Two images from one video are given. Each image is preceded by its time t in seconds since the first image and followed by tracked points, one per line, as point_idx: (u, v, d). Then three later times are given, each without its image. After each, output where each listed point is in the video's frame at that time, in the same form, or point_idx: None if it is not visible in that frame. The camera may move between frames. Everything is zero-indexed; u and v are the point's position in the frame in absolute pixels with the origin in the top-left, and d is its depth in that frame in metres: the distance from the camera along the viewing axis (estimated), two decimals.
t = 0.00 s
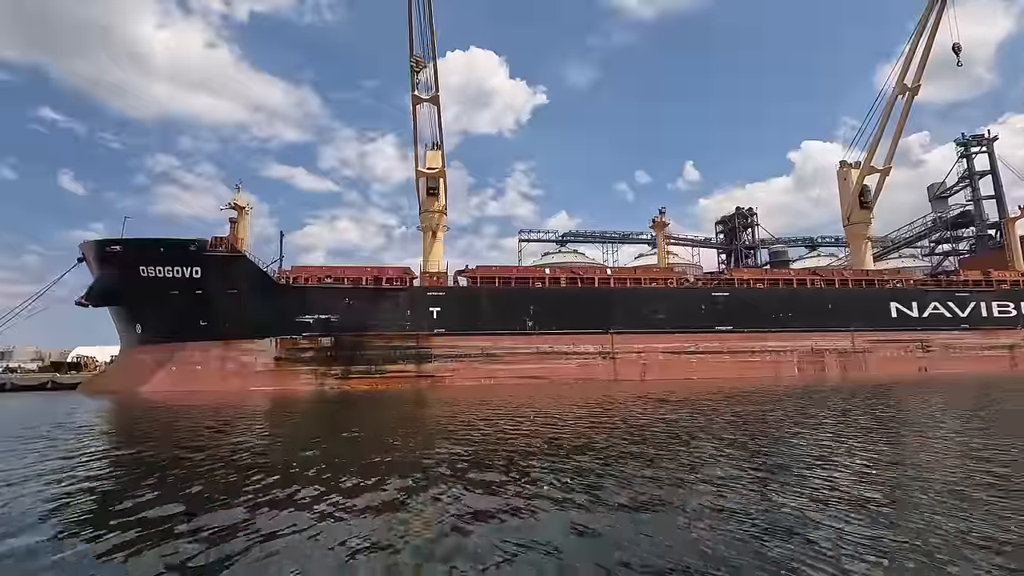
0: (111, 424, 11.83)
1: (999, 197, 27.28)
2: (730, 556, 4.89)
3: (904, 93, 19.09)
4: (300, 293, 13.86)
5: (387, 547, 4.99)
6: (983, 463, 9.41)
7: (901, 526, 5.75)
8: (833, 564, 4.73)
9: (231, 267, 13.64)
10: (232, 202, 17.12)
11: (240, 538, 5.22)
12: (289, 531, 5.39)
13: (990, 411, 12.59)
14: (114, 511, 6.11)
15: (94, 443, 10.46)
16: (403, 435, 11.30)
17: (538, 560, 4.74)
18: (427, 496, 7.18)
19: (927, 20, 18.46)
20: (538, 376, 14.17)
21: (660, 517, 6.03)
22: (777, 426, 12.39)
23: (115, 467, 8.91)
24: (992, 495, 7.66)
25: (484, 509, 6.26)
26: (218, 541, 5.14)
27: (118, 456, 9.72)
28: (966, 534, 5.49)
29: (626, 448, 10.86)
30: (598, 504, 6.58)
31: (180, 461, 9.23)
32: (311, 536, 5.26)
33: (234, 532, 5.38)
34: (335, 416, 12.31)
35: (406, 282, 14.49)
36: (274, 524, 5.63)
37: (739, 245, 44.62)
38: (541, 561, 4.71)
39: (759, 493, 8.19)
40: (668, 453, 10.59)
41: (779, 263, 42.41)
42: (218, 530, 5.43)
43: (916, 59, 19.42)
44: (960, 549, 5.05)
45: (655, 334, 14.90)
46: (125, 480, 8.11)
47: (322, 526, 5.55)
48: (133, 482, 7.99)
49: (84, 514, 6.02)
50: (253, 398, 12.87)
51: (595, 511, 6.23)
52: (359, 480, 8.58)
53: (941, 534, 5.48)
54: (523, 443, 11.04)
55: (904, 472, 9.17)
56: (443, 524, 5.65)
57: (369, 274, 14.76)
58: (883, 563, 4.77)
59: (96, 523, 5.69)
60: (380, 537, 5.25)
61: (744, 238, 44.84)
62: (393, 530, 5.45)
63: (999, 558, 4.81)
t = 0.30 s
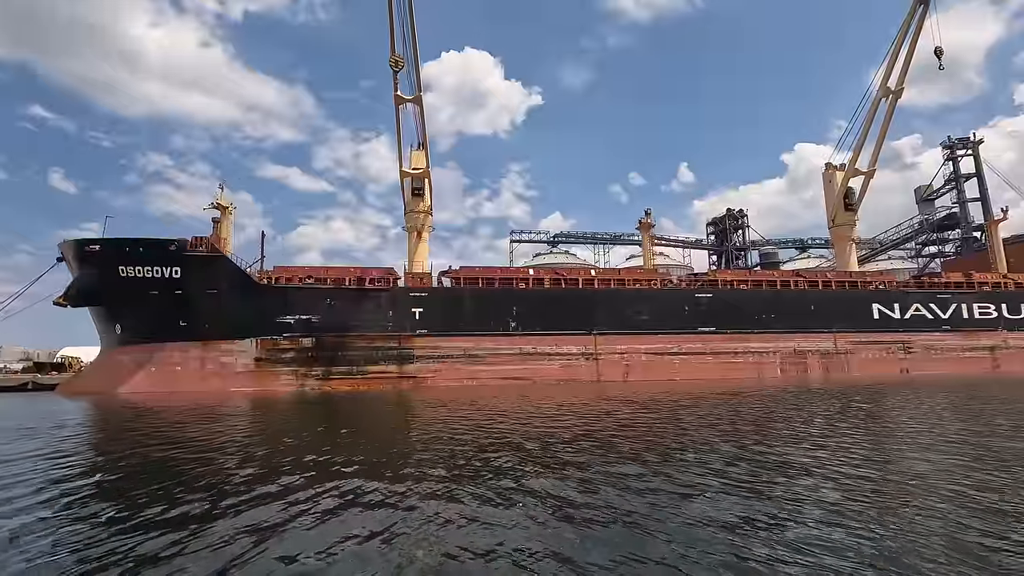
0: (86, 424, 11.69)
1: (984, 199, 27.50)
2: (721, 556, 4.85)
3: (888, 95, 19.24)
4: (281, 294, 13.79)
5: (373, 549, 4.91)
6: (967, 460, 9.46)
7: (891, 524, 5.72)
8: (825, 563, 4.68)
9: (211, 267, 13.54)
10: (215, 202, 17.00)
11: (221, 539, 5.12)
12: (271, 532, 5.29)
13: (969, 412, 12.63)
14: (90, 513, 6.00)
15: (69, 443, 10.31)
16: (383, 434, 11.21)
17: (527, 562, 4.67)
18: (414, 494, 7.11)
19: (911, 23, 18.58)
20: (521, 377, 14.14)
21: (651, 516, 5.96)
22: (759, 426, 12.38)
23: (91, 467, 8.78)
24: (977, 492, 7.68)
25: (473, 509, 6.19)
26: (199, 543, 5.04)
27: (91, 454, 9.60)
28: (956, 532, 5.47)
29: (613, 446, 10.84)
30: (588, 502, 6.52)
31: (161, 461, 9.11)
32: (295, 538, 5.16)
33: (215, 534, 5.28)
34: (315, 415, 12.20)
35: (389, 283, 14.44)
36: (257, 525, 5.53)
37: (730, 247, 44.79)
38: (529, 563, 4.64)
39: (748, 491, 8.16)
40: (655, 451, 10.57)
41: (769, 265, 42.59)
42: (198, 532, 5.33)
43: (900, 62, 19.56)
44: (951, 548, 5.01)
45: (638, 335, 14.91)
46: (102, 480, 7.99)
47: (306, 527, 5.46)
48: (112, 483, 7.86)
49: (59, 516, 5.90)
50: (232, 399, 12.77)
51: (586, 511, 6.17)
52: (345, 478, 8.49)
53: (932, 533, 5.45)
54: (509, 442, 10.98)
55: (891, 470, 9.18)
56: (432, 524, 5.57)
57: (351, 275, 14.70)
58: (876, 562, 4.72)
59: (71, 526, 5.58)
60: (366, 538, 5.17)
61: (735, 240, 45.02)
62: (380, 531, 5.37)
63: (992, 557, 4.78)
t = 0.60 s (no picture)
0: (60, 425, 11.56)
1: (969, 202, 27.75)
2: (702, 556, 4.84)
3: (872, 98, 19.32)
4: (261, 295, 13.69)
5: (352, 552, 4.86)
6: (951, 461, 9.52)
7: (879, 525, 5.72)
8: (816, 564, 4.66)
9: (190, 267, 13.42)
10: (197, 201, 16.85)
11: (204, 544, 5.03)
12: (256, 538, 5.21)
13: (947, 413, 12.72)
14: (64, 517, 5.92)
15: (41, 444, 10.19)
16: (364, 437, 11.13)
17: (514, 565, 4.62)
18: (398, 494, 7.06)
19: (894, 25, 18.67)
20: (503, 379, 14.12)
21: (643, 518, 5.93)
22: (740, 426, 12.38)
23: (67, 468, 8.67)
24: (962, 490, 7.72)
25: (456, 510, 6.15)
26: (174, 548, 4.97)
27: (63, 455, 9.50)
28: (944, 532, 5.48)
29: (601, 448, 10.83)
30: (577, 504, 6.49)
31: (142, 462, 9.00)
32: (280, 543, 5.09)
33: (198, 539, 5.19)
34: (293, 416, 12.12)
35: (371, 284, 14.38)
36: (241, 529, 5.44)
37: (720, 249, 44.97)
38: (517, 567, 4.59)
39: (737, 492, 8.15)
40: (641, 452, 10.56)
41: (759, 267, 42.78)
42: (178, 536, 5.24)
43: (884, 65, 19.65)
44: (940, 548, 5.01)
45: (620, 337, 14.91)
46: (79, 482, 7.89)
47: (292, 531, 5.39)
48: (90, 484, 7.77)
49: (28, 520, 5.83)
50: (210, 401, 12.67)
51: (577, 513, 6.13)
52: (332, 480, 8.40)
53: (919, 533, 5.46)
54: (495, 444, 10.93)
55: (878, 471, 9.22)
56: (422, 529, 5.51)
57: (333, 275, 14.62)
58: (865, 563, 4.71)
59: (48, 531, 5.48)
60: (347, 542, 5.12)
61: (725, 242, 45.18)
62: (361, 534, 5.33)
63: (979, 557, 4.78)
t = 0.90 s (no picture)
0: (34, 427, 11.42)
1: (952, 205, 28.01)
2: (661, 556, 4.83)
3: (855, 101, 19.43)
4: (240, 296, 13.59)
5: (309, 556, 4.82)
6: (934, 458, 9.55)
7: (860, 526, 5.69)
8: (802, 568, 4.62)
9: (167, 268, 13.28)
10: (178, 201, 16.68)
11: (174, 552, 4.94)
12: (228, 543, 5.12)
13: (925, 414, 12.80)
14: (25, 521, 5.85)
15: (11, 446, 10.06)
16: (343, 433, 11.09)
17: (503, 570, 4.55)
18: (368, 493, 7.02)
19: (877, 29, 18.76)
20: (484, 380, 14.12)
21: (630, 518, 5.90)
22: (723, 424, 12.39)
23: (41, 470, 8.57)
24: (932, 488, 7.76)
25: (424, 510, 6.12)
26: (132, 553, 4.93)
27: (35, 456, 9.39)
28: (924, 532, 5.45)
29: (590, 444, 10.83)
30: (565, 503, 6.45)
31: (123, 463, 8.92)
32: (253, 548, 5.01)
33: (164, 545, 5.12)
34: (272, 416, 12.03)
35: (351, 285, 14.31)
36: (223, 535, 5.35)
37: (710, 251, 45.16)
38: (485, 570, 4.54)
39: (724, 488, 8.16)
40: (631, 449, 10.55)
41: (748, 268, 42.97)
42: (156, 543, 5.15)
43: (867, 68, 19.75)
44: (899, 549, 5.01)
45: (602, 338, 14.91)
46: (52, 484, 7.78)
47: (272, 536, 5.30)
48: (59, 487, 7.70)
49: None
50: (187, 402, 12.58)
51: (554, 513, 6.08)
52: (320, 479, 8.33)
53: (898, 533, 5.43)
54: (480, 442, 10.88)
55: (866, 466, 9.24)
56: (393, 532, 5.44)
57: (314, 276, 14.53)
58: (853, 565, 4.67)
59: (21, 537, 5.37)
60: (306, 544, 5.09)
61: (715, 244, 45.37)
62: (323, 536, 5.30)
63: (964, 560, 4.75)
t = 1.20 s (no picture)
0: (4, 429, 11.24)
1: (936, 208, 28.29)
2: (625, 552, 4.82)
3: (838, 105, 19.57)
4: (218, 298, 13.47)
5: (270, 555, 4.77)
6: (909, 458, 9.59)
7: (828, 522, 5.70)
8: (781, 565, 4.61)
9: (145, 269, 13.14)
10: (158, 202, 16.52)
11: (134, 552, 4.89)
12: (190, 543, 5.06)
13: (902, 416, 12.87)
14: None
15: None
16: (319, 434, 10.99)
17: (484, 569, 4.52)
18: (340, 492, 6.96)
19: (858, 34, 18.91)
20: (465, 383, 14.08)
21: (621, 516, 5.88)
22: (702, 425, 12.38)
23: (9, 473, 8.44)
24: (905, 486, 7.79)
25: (393, 508, 6.09)
26: (93, 553, 4.87)
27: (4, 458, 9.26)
28: (891, 529, 5.45)
29: (577, 444, 10.83)
30: (555, 501, 6.42)
31: (100, 465, 8.82)
32: (215, 547, 4.96)
33: (125, 545, 5.06)
34: (248, 418, 11.92)
35: (332, 287, 14.23)
36: (187, 535, 5.29)
37: (699, 253, 45.35)
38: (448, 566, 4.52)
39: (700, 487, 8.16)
40: (619, 449, 10.57)
41: (737, 271, 43.20)
42: (124, 543, 5.08)
43: (850, 72, 19.89)
44: (863, 545, 5.02)
45: (584, 340, 14.91)
46: (22, 487, 7.66)
47: (256, 536, 5.23)
48: (26, 489, 7.59)
49: None
50: (163, 405, 12.44)
51: (524, 510, 6.07)
52: (294, 479, 8.27)
53: (865, 530, 5.44)
54: (460, 443, 10.82)
55: (854, 465, 9.28)
56: (360, 529, 5.41)
57: (293, 278, 14.43)
58: (832, 562, 4.66)
59: None
60: (269, 543, 5.04)
61: (704, 246, 45.56)
62: (288, 534, 5.25)
63: (940, 557, 4.76)
